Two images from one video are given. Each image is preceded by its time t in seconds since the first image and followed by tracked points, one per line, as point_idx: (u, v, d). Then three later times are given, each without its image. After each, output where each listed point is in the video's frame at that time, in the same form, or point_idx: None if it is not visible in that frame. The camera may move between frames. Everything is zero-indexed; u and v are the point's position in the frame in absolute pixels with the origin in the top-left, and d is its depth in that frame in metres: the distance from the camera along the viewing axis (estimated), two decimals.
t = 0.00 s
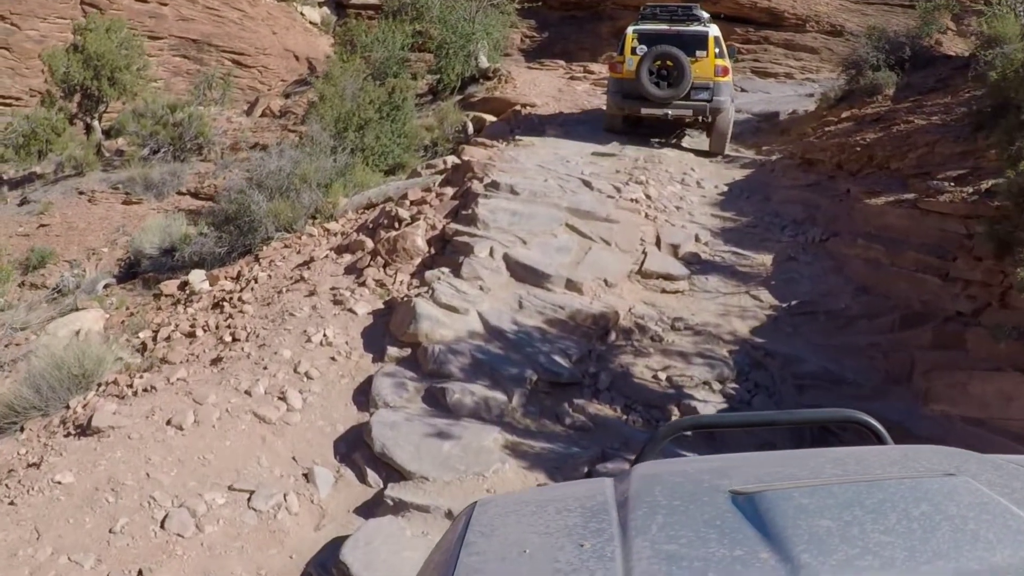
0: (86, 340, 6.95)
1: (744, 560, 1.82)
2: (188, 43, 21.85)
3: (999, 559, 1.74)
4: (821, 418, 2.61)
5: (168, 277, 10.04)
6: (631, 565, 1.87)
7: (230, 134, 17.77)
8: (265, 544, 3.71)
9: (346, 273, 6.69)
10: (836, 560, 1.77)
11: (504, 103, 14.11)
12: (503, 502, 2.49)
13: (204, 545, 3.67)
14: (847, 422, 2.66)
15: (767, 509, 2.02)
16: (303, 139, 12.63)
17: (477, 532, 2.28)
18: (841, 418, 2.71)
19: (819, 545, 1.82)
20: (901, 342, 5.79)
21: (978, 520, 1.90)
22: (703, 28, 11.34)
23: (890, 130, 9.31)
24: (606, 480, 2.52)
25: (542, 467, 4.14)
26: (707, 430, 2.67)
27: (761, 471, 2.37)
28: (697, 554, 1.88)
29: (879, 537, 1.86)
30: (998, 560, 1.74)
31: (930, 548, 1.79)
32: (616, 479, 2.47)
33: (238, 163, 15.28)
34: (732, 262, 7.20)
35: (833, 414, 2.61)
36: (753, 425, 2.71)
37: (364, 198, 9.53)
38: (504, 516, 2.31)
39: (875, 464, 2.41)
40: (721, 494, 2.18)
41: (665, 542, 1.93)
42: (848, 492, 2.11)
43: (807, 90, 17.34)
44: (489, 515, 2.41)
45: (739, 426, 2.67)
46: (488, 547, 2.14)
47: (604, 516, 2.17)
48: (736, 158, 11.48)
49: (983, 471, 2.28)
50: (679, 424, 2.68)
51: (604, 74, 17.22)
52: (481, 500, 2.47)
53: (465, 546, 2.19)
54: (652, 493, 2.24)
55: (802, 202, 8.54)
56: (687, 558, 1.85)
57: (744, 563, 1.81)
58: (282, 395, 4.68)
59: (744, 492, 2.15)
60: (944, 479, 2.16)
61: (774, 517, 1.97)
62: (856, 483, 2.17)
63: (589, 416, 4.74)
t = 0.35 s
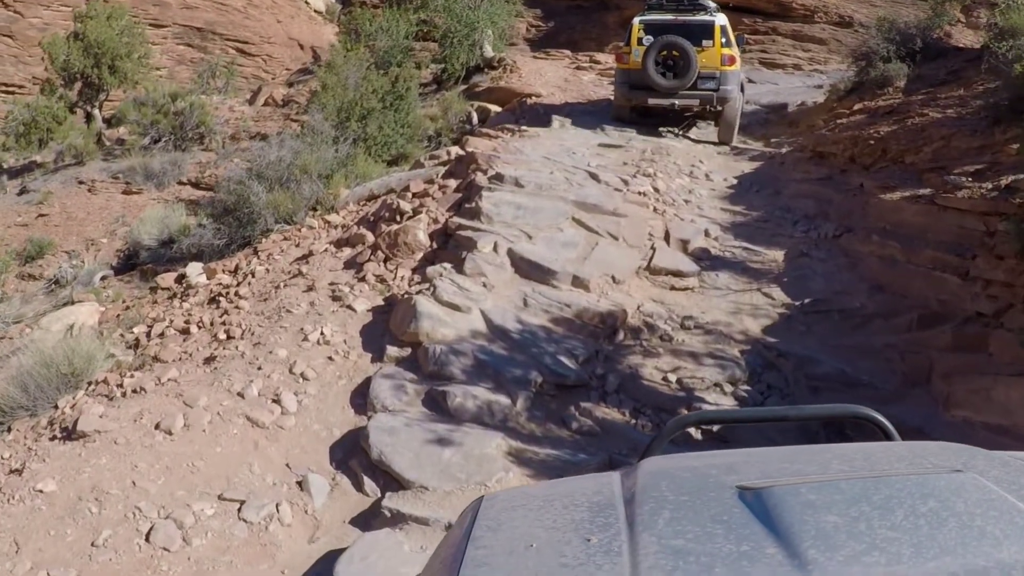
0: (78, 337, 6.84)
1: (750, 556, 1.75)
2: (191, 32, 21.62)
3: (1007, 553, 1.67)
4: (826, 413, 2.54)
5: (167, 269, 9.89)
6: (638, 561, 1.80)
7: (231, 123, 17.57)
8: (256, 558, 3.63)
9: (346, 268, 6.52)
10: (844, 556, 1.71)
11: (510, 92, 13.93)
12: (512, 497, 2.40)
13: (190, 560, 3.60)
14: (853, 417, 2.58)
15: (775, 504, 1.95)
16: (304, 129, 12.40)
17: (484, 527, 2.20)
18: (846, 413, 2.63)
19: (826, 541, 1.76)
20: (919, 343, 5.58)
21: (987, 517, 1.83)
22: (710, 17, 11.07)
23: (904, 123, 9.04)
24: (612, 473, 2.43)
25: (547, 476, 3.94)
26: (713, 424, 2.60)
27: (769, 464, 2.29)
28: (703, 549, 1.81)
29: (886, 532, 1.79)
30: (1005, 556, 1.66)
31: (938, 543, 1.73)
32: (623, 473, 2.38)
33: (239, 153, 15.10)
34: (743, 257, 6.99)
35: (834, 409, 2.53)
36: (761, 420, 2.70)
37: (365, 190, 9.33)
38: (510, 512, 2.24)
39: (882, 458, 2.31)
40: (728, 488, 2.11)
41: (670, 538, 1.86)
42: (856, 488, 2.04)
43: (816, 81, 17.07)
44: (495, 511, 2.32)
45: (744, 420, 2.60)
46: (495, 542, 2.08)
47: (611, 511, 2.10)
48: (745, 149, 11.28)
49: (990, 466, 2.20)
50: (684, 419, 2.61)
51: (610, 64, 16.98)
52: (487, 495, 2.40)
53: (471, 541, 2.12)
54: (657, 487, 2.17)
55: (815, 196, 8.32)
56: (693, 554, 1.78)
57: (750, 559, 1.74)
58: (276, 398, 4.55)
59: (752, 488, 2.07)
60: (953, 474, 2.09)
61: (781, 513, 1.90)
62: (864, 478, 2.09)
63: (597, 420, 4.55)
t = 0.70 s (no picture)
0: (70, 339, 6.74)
1: (748, 554, 1.71)
2: (192, 23, 21.41)
3: (1005, 553, 1.64)
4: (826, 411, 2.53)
5: (162, 265, 9.74)
6: (636, 559, 1.75)
7: (230, 116, 17.39)
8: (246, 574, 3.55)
9: (343, 266, 6.36)
10: (841, 555, 1.68)
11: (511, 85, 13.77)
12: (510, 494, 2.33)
13: None
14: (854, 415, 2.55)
15: (773, 502, 1.91)
16: (302, 122, 12.21)
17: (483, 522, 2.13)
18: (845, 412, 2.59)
19: (823, 539, 1.73)
20: (933, 347, 5.41)
21: (984, 515, 1.80)
22: (713, 12, 10.83)
23: (914, 119, 8.84)
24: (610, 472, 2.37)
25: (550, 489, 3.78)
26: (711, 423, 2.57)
27: (767, 462, 2.24)
28: (700, 547, 1.77)
29: (883, 530, 1.76)
30: (1003, 555, 1.63)
31: (935, 542, 1.70)
32: (620, 471, 2.32)
33: (238, 147, 14.93)
34: (750, 256, 6.82)
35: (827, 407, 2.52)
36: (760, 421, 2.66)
37: (364, 184, 9.16)
38: (507, 509, 2.17)
39: (879, 455, 2.26)
40: (726, 487, 2.06)
41: (668, 535, 1.82)
42: (854, 486, 2.00)
43: (821, 75, 16.86)
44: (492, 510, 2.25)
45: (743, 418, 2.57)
46: (491, 539, 2.00)
47: (609, 509, 2.03)
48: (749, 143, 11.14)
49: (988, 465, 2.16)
50: (682, 418, 2.58)
51: (613, 57, 16.77)
52: (484, 493, 2.32)
53: (468, 537, 2.05)
54: (655, 485, 2.12)
55: (823, 193, 8.14)
56: (691, 552, 1.74)
57: (748, 556, 1.70)
58: (269, 404, 4.46)
59: (750, 486, 2.03)
60: (950, 472, 2.05)
61: (779, 512, 1.86)
62: (861, 476, 2.05)
63: (601, 427, 4.38)
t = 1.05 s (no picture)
0: (56, 340, 6.59)
1: (747, 553, 1.67)
2: (190, 16, 21.18)
3: (1004, 553, 1.61)
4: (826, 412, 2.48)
5: (153, 262, 9.53)
6: (633, 559, 1.70)
7: (226, 109, 17.17)
8: None
9: (335, 266, 6.16)
10: (840, 555, 1.64)
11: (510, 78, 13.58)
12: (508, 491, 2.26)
13: None
14: (852, 415, 2.50)
15: (772, 501, 1.86)
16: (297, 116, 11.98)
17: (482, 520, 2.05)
18: (846, 412, 2.53)
19: (822, 539, 1.69)
20: (944, 351, 5.23)
21: (983, 516, 1.76)
22: (719, 10, 10.58)
23: (921, 115, 8.63)
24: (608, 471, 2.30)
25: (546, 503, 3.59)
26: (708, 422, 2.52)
27: (765, 459, 2.19)
28: (699, 546, 1.73)
29: (882, 530, 1.72)
30: (1003, 555, 1.60)
31: (934, 543, 1.66)
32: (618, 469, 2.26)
33: (232, 141, 14.70)
34: (754, 255, 6.63)
35: (829, 407, 2.47)
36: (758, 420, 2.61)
37: (358, 179, 8.97)
38: (507, 507, 2.10)
39: (878, 455, 2.21)
40: (725, 485, 2.00)
41: (667, 534, 1.77)
42: (852, 486, 1.95)
43: (823, 69, 16.64)
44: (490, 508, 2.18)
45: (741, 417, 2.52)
46: (490, 537, 1.95)
47: (608, 507, 1.97)
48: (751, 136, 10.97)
49: (988, 465, 2.11)
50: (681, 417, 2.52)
51: (613, 51, 16.53)
52: (484, 490, 2.25)
53: (466, 537, 1.99)
54: (653, 482, 2.06)
55: (828, 189, 7.93)
56: (690, 551, 1.69)
57: (748, 556, 1.66)
58: (254, 413, 4.29)
59: (749, 485, 1.98)
60: (949, 473, 2.00)
61: (778, 512, 1.81)
62: (860, 476, 2.00)
63: (601, 436, 4.19)
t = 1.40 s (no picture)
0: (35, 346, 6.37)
1: (748, 554, 1.59)
2: (186, 12, 20.94)
3: (1006, 557, 1.52)
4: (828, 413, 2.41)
5: (140, 262, 9.29)
6: (635, 558, 1.64)
7: (219, 105, 16.94)
8: None
9: (322, 268, 5.92)
10: (842, 557, 1.56)
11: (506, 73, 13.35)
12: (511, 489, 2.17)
13: None
14: (853, 416, 2.43)
15: (773, 502, 1.78)
16: (288, 113, 11.74)
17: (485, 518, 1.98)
18: (846, 413, 2.44)
19: (824, 540, 1.61)
20: (955, 356, 5.03)
21: (985, 519, 1.67)
22: (716, 5, 10.44)
23: (927, 109, 8.38)
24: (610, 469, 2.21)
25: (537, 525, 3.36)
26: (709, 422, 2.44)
27: (769, 458, 2.09)
28: (700, 546, 1.65)
29: (884, 532, 1.64)
30: (1004, 560, 1.51)
31: (938, 544, 1.58)
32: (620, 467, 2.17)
33: (224, 138, 14.45)
34: (756, 255, 6.40)
35: (832, 409, 2.43)
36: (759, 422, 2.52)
37: (349, 177, 8.73)
38: (510, 504, 2.03)
39: (880, 457, 2.11)
40: (727, 485, 1.92)
41: (669, 534, 1.70)
42: (854, 487, 1.86)
43: (823, 63, 16.40)
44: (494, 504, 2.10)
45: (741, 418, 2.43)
46: (492, 535, 1.88)
47: (611, 505, 1.90)
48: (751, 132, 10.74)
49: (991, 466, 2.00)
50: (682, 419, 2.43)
51: (610, 45, 16.28)
52: (486, 487, 2.17)
53: (468, 534, 1.92)
54: (654, 481, 1.97)
55: (831, 186, 7.71)
56: (691, 551, 1.62)
57: (749, 557, 1.58)
58: (232, 428, 4.07)
59: (752, 486, 1.89)
60: (954, 475, 1.90)
61: (780, 513, 1.73)
62: (863, 479, 1.91)
63: (598, 450, 3.97)
